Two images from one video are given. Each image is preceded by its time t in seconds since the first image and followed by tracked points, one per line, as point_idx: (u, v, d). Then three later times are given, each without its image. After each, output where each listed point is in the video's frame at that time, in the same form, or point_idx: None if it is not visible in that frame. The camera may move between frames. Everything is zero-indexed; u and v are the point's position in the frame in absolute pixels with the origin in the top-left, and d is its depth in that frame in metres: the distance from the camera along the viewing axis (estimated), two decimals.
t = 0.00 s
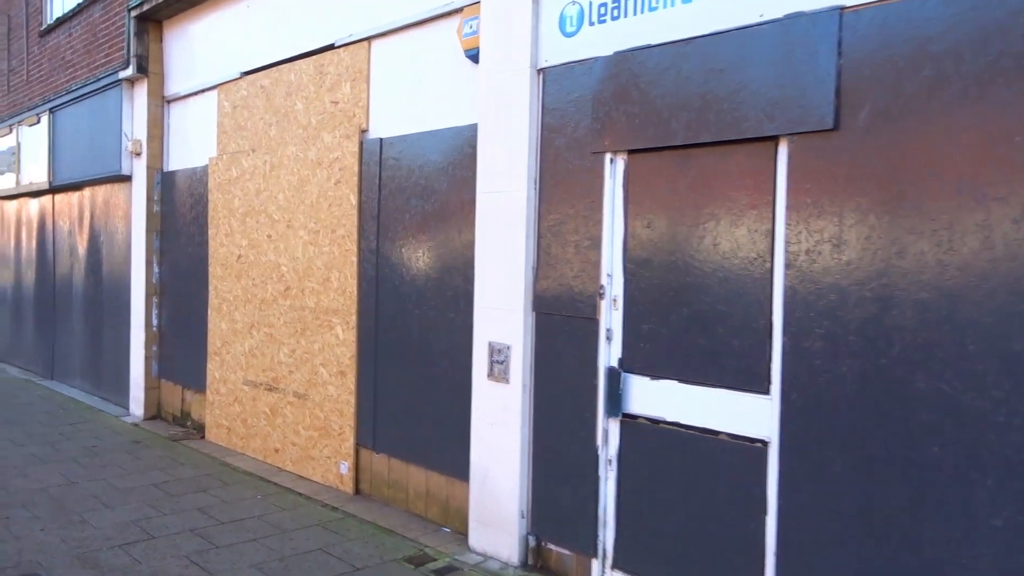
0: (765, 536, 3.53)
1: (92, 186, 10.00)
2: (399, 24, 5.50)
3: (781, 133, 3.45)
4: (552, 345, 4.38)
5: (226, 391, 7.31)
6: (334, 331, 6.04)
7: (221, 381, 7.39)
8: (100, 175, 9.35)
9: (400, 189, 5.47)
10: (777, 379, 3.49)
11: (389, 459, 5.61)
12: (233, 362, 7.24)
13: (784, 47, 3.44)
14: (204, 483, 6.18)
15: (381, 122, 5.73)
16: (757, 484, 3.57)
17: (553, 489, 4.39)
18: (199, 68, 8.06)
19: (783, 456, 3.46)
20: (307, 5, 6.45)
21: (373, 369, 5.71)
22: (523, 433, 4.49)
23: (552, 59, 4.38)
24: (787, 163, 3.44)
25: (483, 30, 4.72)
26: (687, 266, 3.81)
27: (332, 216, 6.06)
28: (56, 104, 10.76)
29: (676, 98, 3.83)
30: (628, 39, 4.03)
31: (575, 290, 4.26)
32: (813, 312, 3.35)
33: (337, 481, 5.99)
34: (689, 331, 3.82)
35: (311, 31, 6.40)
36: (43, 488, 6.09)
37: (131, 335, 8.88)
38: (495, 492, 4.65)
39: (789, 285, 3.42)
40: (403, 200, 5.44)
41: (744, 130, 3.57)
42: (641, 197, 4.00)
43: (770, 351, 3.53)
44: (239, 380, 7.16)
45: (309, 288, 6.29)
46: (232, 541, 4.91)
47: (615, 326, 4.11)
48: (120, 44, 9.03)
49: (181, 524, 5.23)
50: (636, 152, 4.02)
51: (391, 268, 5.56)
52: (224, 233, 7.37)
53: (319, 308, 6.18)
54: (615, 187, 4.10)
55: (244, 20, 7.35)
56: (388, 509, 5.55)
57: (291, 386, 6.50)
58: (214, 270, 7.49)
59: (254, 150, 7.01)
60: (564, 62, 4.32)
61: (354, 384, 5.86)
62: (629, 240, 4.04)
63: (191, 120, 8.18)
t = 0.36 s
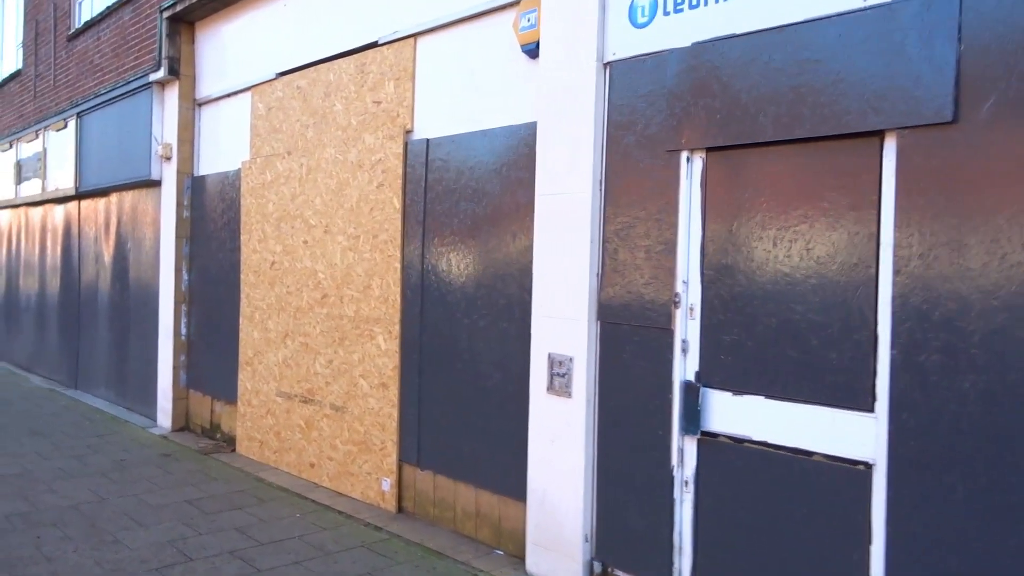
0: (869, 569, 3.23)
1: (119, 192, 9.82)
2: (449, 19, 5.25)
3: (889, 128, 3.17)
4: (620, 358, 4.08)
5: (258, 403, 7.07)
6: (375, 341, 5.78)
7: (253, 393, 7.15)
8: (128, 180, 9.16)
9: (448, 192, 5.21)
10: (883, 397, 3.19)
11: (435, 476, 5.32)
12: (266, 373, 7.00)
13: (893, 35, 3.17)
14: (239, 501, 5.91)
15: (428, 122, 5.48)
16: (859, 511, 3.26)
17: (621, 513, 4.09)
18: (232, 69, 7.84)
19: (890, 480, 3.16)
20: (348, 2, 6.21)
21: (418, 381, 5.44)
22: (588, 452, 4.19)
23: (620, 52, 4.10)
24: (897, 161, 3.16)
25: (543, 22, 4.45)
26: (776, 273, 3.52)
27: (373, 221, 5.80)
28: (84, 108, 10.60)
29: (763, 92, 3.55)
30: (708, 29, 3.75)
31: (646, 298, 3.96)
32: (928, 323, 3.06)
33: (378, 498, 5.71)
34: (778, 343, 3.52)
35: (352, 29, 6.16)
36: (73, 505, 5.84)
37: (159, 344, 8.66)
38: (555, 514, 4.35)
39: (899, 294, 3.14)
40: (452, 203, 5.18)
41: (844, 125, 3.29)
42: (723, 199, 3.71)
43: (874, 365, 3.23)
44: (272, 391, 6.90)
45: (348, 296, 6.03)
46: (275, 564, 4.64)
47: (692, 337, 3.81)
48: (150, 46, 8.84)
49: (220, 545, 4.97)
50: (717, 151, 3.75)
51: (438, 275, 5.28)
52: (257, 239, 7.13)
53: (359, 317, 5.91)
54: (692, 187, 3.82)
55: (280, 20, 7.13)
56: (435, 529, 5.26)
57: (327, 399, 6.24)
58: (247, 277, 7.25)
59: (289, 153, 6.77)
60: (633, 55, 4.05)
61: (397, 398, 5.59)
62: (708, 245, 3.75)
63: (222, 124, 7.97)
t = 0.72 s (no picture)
0: None
1: (139, 199, 9.61)
2: (492, 12, 5.00)
3: (1001, 119, 2.89)
4: (688, 371, 3.78)
5: (287, 416, 6.85)
6: (413, 352, 5.52)
7: (281, 405, 6.93)
8: (149, 186, 8.95)
9: (492, 194, 4.95)
10: (996, 415, 2.90)
11: (478, 494, 5.05)
12: (295, 385, 6.77)
13: (1005, 18, 2.89)
14: (270, 519, 5.64)
15: (469, 121, 5.22)
16: (968, 541, 2.96)
17: (688, 538, 3.79)
18: (256, 71, 7.62)
19: (1006, 507, 2.87)
20: None
21: (460, 394, 5.18)
22: (651, 472, 3.88)
23: (686, 41, 3.82)
24: (1009, 155, 2.88)
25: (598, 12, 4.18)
26: (868, 278, 3.22)
27: (410, 226, 5.55)
28: (101, 114, 10.41)
29: (851, 81, 3.27)
30: (786, 15, 3.47)
31: (718, 306, 3.66)
32: None
33: (417, 517, 5.45)
34: (870, 356, 3.21)
35: (385, 26, 5.92)
36: (97, 525, 5.58)
37: (182, 354, 8.44)
38: (615, 538, 4.05)
39: (1014, 301, 2.85)
40: (495, 206, 4.92)
41: (948, 116, 3.01)
42: (804, 198, 3.42)
43: (985, 380, 2.93)
44: (302, 404, 6.68)
45: (383, 304, 5.79)
46: None
47: (770, 348, 3.51)
48: (171, 48, 8.63)
49: (253, 568, 4.70)
50: (797, 146, 3.45)
51: (481, 282, 5.02)
52: (284, 245, 6.90)
53: (395, 327, 5.67)
54: (769, 186, 3.53)
55: (308, 19, 6.90)
56: (479, 551, 4.98)
57: (361, 412, 6.01)
58: (274, 284, 7.02)
59: (319, 156, 6.53)
60: (701, 45, 3.77)
61: (437, 411, 5.33)
62: (788, 248, 3.45)
63: (246, 127, 7.74)
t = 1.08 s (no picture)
0: None
1: (154, 205, 9.34)
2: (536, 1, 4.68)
3: None
4: (768, 387, 3.45)
5: (313, 430, 6.56)
6: (451, 363, 5.21)
7: (306, 419, 6.63)
8: (165, 192, 8.68)
9: (537, 195, 4.64)
10: None
11: (525, 516, 4.73)
12: (321, 398, 6.47)
13: None
14: (300, 542, 5.33)
15: (511, 120, 4.91)
16: None
17: (769, 570, 3.45)
18: (277, 71, 7.31)
19: None
20: None
21: (502, 409, 4.85)
22: (726, 497, 3.56)
23: (761, 25, 3.48)
24: None
25: None
26: (982, 284, 2.88)
27: (446, 230, 5.25)
28: (115, 118, 10.14)
29: (959, 64, 2.93)
30: None
31: (803, 316, 3.33)
32: None
33: (457, 540, 5.13)
34: (984, 371, 2.88)
35: (417, 20, 5.61)
36: (116, 548, 5.27)
37: (201, 365, 8.15)
38: (684, 568, 3.72)
39: None
40: (541, 208, 4.60)
41: None
42: (904, 195, 3.09)
43: None
44: (330, 418, 6.37)
45: (418, 313, 5.49)
46: None
47: (864, 361, 3.17)
48: (188, 49, 8.34)
49: None
50: (894, 137, 3.12)
51: (525, 290, 4.70)
52: (309, 252, 6.61)
53: (431, 337, 5.36)
54: (860, 182, 3.19)
55: (331, 15, 6.59)
56: None
57: (394, 427, 5.70)
58: (298, 293, 6.74)
59: (346, 158, 6.23)
60: (779, 28, 3.43)
61: (477, 427, 5.01)
62: (886, 251, 3.13)
63: (267, 129, 7.45)
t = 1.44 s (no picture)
0: None
1: (182, 211, 9.13)
2: None
3: None
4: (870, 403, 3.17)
5: (350, 444, 6.31)
6: (502, 375, 4.94)
7: (343, 432, 6.38)
8: (194, 198, 8.47)
9: (599, 197, 4.37)
10: None
11: (586, 539, 4.45)
12: (359, 409, 6.22)
13: None
14: (343, 563, 5.07)
15: (568, 118, 4.64)
16: None
17: None
18: (310, 72, 7.09)
19: None
20: None
21: (560, 424, 4.58)
22: (822, 523, 3.27)
23: (860, 9, 3.21)
24: None
25: None
26: None
27: (497, 235, 4.99)
28: (141, 123, 9.97)
29: None
30: None
31: (912, 325, 3.05)
32: None
33: (510, 562, 4.85)
34: None
35: (464, 15, 5.37)
36: (151, 569, 5.03)
37: (231, 376, 7.92)
38: None
39: None
40: (604, 211, 4.34)
41: None
42: None
43: None
44: (369, 430, 6.12)
45: (465, 322, 5.22)
46: None
47: (985, 376, 2.89)
48: (217, 51, 8.14)
49: None
50: (1019, 129, 2.84)
51: (586, 297, 4.43)
52: (346, 258, 6.37)
53: (480, 347, 5.10)
54: (979, 179, 2.91)
55: (369, 12, 6.36)
56: None
57: (439, 442, 5.43)
58: (334, 300, 6.50)
59: (386, 160, 5.99)
60: (882, 12, 3.16)
61: (532, 442, 4.74)
62: (1011, 255, 2.84)
63: (300, 132, 7.22)
